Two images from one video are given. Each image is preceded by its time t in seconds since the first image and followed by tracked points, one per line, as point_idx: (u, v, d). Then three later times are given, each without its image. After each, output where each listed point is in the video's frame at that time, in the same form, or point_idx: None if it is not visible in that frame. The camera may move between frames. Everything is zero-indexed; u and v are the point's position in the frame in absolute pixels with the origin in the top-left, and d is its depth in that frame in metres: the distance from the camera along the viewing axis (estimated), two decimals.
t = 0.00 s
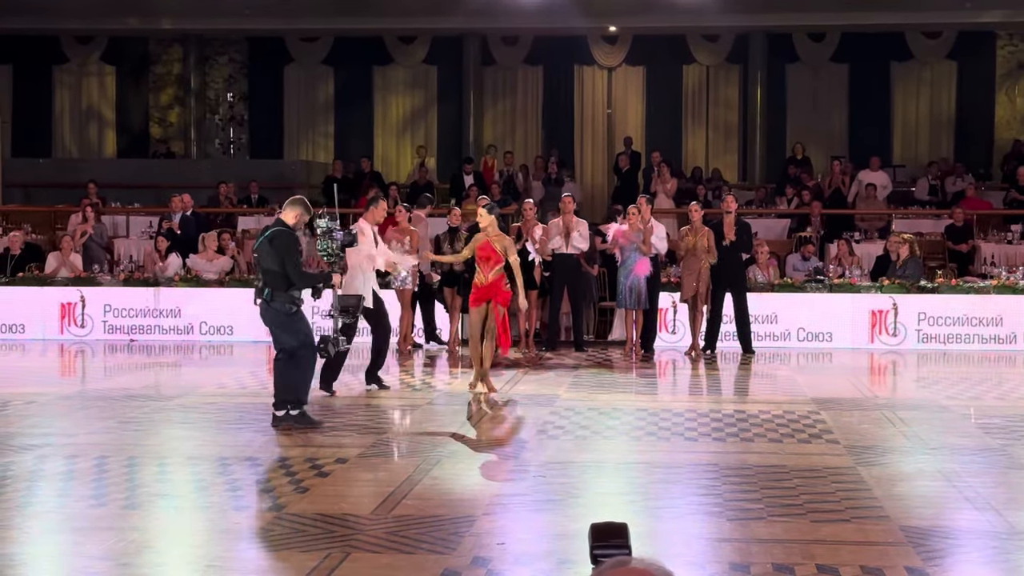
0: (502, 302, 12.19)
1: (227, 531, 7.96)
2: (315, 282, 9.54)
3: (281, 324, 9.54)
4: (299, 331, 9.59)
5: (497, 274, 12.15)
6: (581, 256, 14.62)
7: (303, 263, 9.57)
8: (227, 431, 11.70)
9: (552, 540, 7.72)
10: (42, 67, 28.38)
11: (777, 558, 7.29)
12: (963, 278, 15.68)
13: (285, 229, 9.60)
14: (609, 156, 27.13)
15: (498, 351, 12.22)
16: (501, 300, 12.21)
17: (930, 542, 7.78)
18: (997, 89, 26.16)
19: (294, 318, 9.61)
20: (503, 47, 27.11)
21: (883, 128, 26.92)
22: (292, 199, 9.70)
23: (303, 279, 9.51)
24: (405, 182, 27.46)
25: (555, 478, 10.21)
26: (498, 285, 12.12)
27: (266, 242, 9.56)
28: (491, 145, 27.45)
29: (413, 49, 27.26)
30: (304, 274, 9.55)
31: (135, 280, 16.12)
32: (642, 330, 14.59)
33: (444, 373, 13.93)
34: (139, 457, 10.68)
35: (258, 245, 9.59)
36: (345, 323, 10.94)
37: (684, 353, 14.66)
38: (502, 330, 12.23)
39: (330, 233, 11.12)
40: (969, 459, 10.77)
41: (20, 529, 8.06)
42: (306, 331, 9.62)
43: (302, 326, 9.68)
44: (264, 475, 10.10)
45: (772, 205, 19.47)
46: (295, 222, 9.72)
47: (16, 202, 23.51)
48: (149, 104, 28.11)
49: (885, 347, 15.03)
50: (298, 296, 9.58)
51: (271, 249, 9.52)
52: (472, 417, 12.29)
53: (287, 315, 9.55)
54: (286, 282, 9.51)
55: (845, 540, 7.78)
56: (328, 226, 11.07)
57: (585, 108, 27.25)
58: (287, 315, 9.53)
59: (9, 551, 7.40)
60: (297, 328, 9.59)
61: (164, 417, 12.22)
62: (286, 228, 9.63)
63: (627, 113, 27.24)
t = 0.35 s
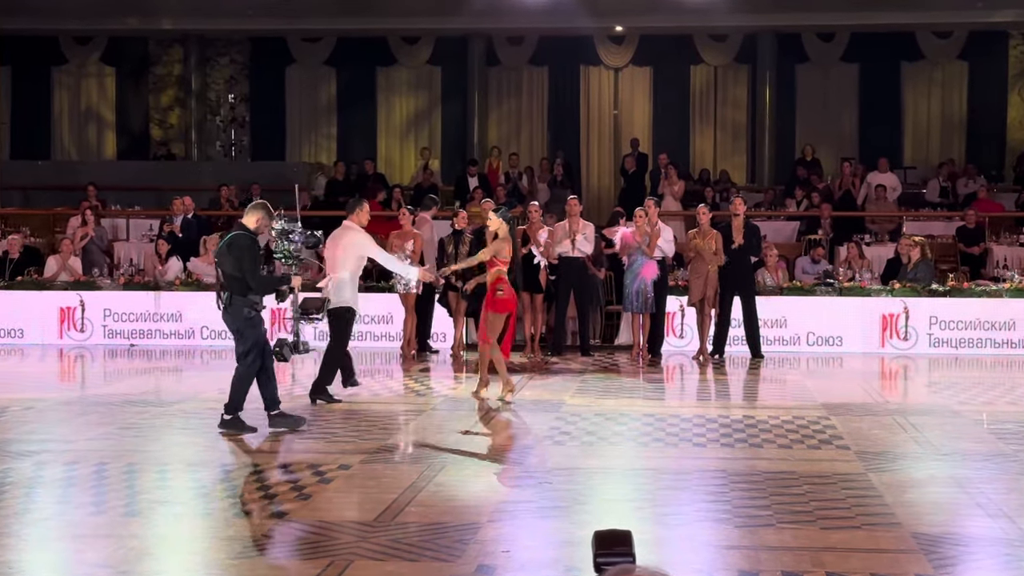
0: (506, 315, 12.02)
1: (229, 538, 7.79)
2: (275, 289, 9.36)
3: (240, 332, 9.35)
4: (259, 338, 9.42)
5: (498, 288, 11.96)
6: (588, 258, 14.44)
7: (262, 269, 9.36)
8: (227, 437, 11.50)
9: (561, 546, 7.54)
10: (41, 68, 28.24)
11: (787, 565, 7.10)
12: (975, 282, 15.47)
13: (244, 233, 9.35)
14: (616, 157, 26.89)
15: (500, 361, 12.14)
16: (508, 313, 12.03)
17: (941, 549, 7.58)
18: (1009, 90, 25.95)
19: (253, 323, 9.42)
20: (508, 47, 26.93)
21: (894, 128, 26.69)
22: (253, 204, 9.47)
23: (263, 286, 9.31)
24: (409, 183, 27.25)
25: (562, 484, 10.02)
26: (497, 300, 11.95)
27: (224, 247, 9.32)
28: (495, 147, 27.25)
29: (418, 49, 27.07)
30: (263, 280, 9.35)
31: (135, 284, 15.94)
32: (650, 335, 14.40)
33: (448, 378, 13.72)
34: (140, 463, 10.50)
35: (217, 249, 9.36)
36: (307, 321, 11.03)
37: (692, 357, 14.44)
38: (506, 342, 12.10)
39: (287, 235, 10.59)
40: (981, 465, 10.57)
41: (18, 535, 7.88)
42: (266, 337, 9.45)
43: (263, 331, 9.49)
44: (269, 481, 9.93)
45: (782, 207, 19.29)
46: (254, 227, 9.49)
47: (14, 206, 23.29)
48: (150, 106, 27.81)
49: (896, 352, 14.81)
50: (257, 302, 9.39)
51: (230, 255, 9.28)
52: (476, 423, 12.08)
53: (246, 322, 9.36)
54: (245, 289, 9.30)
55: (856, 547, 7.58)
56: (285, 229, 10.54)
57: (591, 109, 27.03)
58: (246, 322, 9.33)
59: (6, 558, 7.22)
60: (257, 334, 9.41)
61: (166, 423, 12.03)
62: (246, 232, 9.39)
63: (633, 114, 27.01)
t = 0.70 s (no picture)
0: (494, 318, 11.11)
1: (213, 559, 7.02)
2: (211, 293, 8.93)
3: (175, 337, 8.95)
4: (196, 343, 8.99)
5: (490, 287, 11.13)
6: (595, 261, 13.60)
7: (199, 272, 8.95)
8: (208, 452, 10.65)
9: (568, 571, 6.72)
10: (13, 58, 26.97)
11: None
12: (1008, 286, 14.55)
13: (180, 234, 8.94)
14: (625, 153, 25.48)
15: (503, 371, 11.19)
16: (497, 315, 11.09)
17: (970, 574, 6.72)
18: None
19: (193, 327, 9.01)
20: (510, 35, 25.03)
21: (923, 121, 25.24)
22: (190, 204, 9.02)
23: (196, 289, 8.87)
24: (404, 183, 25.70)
25: (567, 504, 9.18)
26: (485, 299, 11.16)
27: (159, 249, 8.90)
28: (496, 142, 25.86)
29: (414, 37, 24.98)
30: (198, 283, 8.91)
31: (112, 289, 15.11)
32: (661, 343, 13.54)
33: (447, 390, 12.81)
34: (113, 480, 9.66)
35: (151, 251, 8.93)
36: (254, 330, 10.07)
37: (706, 367, 13.56)
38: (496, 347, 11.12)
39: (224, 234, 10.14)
40: (1019, 483, 9.72)
41: None
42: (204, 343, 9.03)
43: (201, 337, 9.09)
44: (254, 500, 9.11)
45: (801, 206, 18.29)
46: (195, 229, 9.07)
47: None
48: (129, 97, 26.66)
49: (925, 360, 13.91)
50: (195, 305, 8.97)
51: (164, 257, 8.87)
52: (477, 437, 11.22)
53: (183, 327, 8.94)
54: (178, 292, 8.88)
55: (885, 571, 6.76)
56: (220, 227, 10.11)
57: (599, 103, 25.63)
58: (182, 327, 8.93)
59: None
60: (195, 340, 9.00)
61: (142, 437, 11.17)
62: (182, 233, 8.98)
63: (644, 107, 25.68)
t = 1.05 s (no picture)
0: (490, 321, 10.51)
1: None
2: (143, 296, 8.71)
3: (106, 344, 8.73)
4: (128, 350, 8.75)
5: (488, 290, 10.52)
6: (598, 264, 12.95)
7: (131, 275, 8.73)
8: (190, 465, 10.05)
9: None
10: None
11: None
12: None
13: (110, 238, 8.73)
14: (628, 150, 24.59)
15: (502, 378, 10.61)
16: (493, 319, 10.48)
17: None
18: None
19: (126, 334, 8.79)
20: (509, 28, 24.56)
21: (943, 116, 23.88)
22: (123, 205, 8.80)
23: (127, 295, 8.65)
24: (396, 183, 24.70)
25: (568, 520, 8.61)
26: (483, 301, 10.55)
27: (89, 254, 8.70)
28: (494, 140, 24.97)
29: (406, 29, 24.42)
30: (130, 289, 8.68)
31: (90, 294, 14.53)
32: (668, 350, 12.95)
33: (443, 400, 12.19)
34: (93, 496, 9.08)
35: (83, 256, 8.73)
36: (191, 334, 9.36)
37: (715, 375, 12.96)
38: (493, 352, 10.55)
39: (154, 235, 8.81)
40: None
41: None
42: (139, 348, 8.80)
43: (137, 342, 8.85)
44: (240, 519, 8.54)
45: (815, 206, 17.63)
46: (128, 229, 8.82)
47: None
48: (108, 93, 25.57)
49: (945, 368, 13.32)
50: (127, 311, 8.74)
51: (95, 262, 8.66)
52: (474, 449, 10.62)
53: (115, 333, 8.72)
54: (109, 299, 8.65)
55: None
56: (151, 227, 8.80)
57: (601, 96, 24.76)
58: (113, 333, 8.70)
59: None
60: (127, 346, 8.76)
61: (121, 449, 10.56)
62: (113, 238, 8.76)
63: (649, 106, 24.71)
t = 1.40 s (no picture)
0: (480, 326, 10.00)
1: None
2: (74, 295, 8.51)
3: (41, 344, 8.57)
4: (61, 350, 8.56)
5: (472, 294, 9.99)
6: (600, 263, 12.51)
7: (67, 274, 8.55)
8: (174, 473, 9.60)
9: None
10: None
11: None
12: None
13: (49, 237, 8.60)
14: (630, 146, 23.97)
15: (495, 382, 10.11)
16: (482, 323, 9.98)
17: None
18: None
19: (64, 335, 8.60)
20: (508, 19, 23.83)
21: (957, 109, 23.30)
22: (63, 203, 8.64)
23: (58, 294, 8.47)
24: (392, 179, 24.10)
25: (569, 529, 8.18)
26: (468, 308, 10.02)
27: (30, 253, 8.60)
28: (492, 135, 24.42)
29: (402, 21, 23.68)
30: (63, 288, 8.50)
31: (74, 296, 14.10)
32: (674, 353, 12.50)
33: (439, 405, 11.75)
34: (74, 504, 8.65)
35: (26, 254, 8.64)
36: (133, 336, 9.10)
37: (722, 379, 12.52)
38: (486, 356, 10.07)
39: (88, 235, 8.63)
40: None
41: None
42: (74, 349, 8.59)
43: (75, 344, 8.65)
44: (227, 528, 8.12)
45: (825, 203, 17.15)
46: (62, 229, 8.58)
47: None
48: (90, 88, 25.14)
49: (960, 372, 12.88)
50: (63, 311, 8.56)
51: (33, 260, 8.55)
52: (471, 456, 10.18)
53: (49, 333, 8.54)
54: (42, 297, 8.50)
55: None
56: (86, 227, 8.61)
57: (604, 89, 24.19)
58: (46, 333, 8.53)
59: None
60: (62, 346, 8.57)
61: (103, 455, 10.10)
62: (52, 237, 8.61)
63: (653, 99, 24.12)
